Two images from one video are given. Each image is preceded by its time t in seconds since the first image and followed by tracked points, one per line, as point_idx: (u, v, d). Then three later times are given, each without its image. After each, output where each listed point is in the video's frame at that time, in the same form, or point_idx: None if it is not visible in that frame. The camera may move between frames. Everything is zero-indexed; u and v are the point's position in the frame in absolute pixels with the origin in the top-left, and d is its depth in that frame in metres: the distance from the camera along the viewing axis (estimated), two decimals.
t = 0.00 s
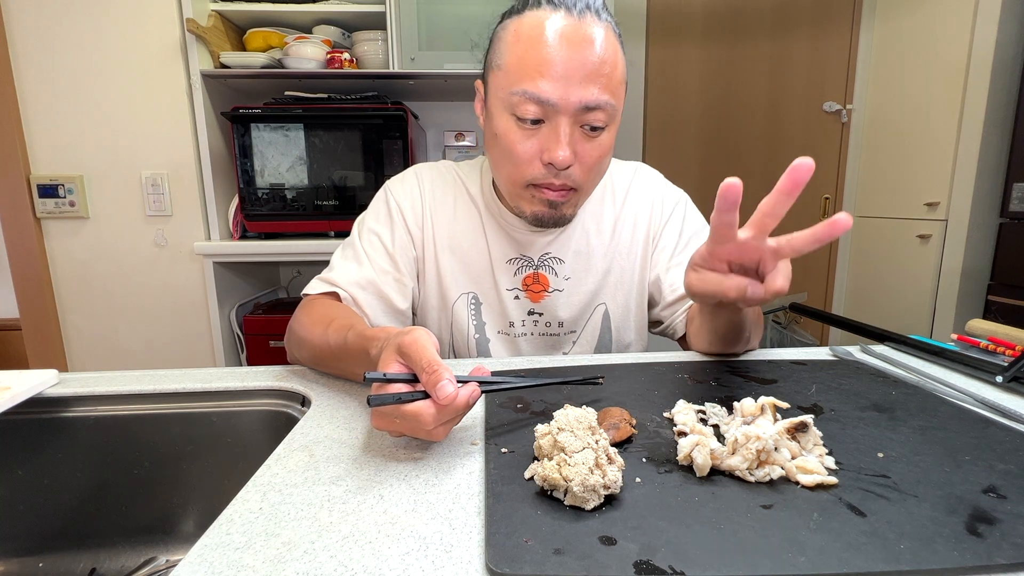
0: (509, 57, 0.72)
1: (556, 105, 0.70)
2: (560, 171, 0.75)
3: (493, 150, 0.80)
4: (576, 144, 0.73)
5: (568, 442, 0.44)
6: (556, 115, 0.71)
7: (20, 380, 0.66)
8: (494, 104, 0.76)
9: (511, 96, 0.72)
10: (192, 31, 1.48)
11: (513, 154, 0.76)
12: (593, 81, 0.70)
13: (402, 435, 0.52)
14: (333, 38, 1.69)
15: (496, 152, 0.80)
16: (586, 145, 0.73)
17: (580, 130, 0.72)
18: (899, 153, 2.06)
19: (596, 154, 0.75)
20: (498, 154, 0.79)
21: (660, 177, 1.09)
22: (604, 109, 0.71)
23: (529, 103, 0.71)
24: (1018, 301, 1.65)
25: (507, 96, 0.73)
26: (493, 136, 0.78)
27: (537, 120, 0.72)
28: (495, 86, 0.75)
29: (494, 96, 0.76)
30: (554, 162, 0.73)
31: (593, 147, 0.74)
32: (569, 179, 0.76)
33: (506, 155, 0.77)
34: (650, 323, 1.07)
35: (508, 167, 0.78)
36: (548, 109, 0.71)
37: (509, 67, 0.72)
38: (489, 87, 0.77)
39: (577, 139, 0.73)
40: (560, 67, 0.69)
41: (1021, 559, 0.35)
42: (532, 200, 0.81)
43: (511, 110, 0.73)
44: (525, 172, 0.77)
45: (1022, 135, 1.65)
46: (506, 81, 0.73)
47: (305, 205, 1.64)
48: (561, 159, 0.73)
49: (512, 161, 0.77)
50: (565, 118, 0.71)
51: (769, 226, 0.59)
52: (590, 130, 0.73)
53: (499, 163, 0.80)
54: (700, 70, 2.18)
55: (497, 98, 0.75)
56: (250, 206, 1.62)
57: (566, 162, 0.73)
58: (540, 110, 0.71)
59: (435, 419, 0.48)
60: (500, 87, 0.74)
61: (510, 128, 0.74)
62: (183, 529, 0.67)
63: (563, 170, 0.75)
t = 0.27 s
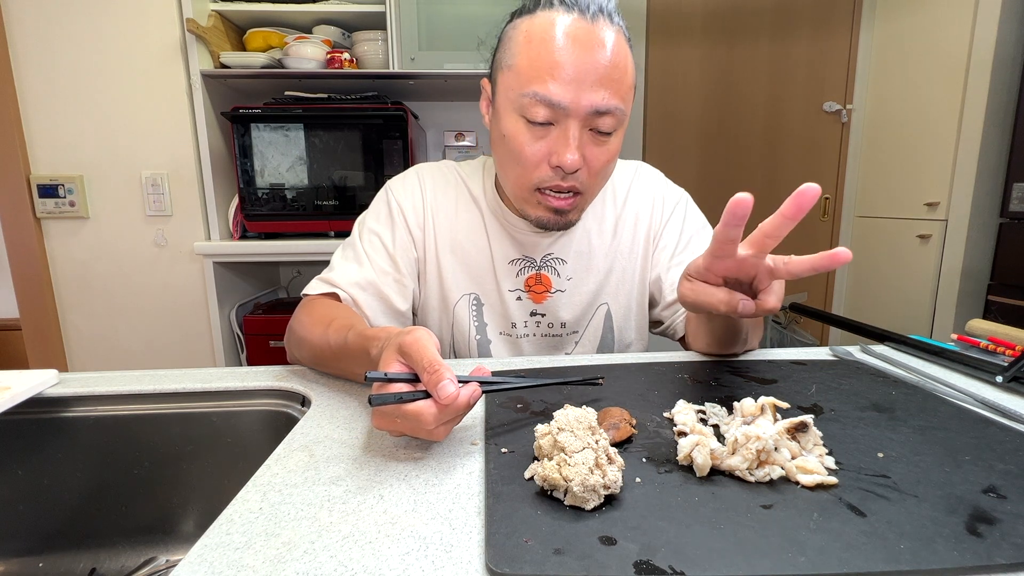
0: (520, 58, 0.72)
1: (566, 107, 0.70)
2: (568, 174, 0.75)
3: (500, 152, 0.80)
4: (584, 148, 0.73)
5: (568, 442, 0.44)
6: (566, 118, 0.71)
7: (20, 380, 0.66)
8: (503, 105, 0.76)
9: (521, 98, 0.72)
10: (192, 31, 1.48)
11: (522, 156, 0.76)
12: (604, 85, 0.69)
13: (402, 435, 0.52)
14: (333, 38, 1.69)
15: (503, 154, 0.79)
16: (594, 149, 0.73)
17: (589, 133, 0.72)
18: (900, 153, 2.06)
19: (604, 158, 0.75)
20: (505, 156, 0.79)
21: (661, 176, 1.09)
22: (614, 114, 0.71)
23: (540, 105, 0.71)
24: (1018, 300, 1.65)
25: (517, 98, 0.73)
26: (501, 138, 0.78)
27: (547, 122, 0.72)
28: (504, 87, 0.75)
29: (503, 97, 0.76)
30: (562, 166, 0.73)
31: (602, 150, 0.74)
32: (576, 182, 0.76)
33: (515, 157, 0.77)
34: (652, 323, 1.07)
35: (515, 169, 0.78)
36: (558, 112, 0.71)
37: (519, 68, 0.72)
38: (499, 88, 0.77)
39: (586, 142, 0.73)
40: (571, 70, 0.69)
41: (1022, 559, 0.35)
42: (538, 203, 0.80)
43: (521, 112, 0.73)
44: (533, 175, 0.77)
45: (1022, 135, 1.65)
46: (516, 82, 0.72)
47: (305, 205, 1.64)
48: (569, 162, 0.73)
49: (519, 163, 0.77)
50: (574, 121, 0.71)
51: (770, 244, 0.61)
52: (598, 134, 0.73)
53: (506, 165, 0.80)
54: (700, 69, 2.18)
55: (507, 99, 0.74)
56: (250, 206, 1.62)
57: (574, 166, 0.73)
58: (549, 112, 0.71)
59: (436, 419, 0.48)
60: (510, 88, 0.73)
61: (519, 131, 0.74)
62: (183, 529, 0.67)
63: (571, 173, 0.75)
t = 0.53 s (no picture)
0: (525, 56, 0.72)
1: (569, 106, 0.70)
2: (570, 174, 0.75)
3: (503, 150, 0.80)
4: (586, 147, 0.73)
5: (568, 442, 0.44)
6: (569, 117, 0.71)
7: (20, 381, 0.66)
8: (506, 103, 0.76)
9: (524, 96, 0.72)
10: (193, 31, 1.48)
11: (523, 155, 0.76)
12: (608, 84, 0.70)
13: (402, 435, 0.52)
14: (333, 38, 1.69)
15: (506, 152, 0.80)
16: (597, 149, 0.73)
17: (592, 133, 0.72)
18: (899, 153, 2.06)
19: (607, 159, 0.75)
20: (508, 155, 0.79)
21: (663, 176, 1.09)
22: (617, 114, 0.71)
23: (543, 104, 0.71)
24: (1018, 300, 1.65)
25: (520, 96, 0.73)
26: (504, 136, 0.78)
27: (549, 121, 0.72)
28: (508, 85, 0.75)
29: (507, 95, 0.76)
30: (564, 165, 0.73)
31: (605, 151, 0.74)
32: (578, 183, 0.76)
33: (517, 156, 0.77)
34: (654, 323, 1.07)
35: (516, 168, 0.78)
36: (561, 110, 0.71)
37: (523, 66, 0.72)
38: (503, 86, 0.77)
39: (589, 142, 0.73)
40: (575, 69, 0.69)
41: (1022, 559, 0.35)
42: (539, 203, 0.80)
43: (524, 110, 0.73)
44: (534, 175, 0.77)
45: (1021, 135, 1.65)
46: (520, 81, 0.73)
47: (305, 205, 1.64)
48: (571, 162, 0.73)
49: (521, 162, 0.77)
50: (577, 120, 0.71)
51: (776, 252, 0.61)
52: (601, 134, 0.73)
53: (508, 164, 0.80)
54: (700, 69, 2.18)
55: (510, 98, 0.75)
56: (250, 206, 1.62)
57: (576, 166, 0.73)
58: (552, 110, 0.71)
59: (436, 419, 0.48)
60: (514, 87, 0.74)
61: (521, 129, 0.74)
62: (183, 529, 0.67)
63: (572, 173, 0.74)
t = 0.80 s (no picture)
0: (522, 55, 0.72)
1: (565, 107, 0.70)
2: (565, 175, 0.75)
3: (499, 150, 0.80)
4: (583, 148, 0.73)
5: (568, 442, 0.44)
6: (565, 117, 0.71)
7: (20, 380, 0.66)
8: (503, 103, 0.76)
9: (520, 96, 0.72)
10: (193, 31, 1.48)
11: (518, 155, 0.76)
12: (605, 85, 0.69)
13: (402, 435, 0.52)
14: (333, 38, 1.69)
15: (502, 152, 0.80)
16: (593, 150, 0.73)
17: (588, 133, 0.72)
18: (899, 154, 2.06)
19: (603, 160, 0.75)
20: (504, 154, 0.79)
21: (663, 176, 1.08)
22: (613, 115, 0.71)
23: (538, 103, 0.71)
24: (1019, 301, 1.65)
25: (516, 96, 0.73)
26: (501, 135, 0.78)
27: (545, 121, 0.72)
28: (505, 84, 0.75)
29: (503, 96, 0.76)
30: (560, 166, 0.73)
31: (601, 152, 0.74)
32: (574, 184, 0.76)
33: (512, 156, 0.77)
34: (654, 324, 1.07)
35: (512, 168, 0.78)
36: (557, 110, 0.71)
37: (520, 66, 0.72)
38: (501, 85, 0.77)
39: (585, 143, 0.73)
40: (571, 69, 0.69)
41: (1022, 559, 0.35)
42: (534, 204, 0.80)
43: (520, 110, 0.73)
44: (530, 175, 0.77)
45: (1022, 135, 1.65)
46: (516, 80, 0.73)
47: (305, 205, 1.64)
48: (566, 162, 0.72)
49: (516, 162, 0.77)
50: (573, 120, 0.71)
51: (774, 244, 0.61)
52: (597, 135, 0.73)
53: (504, 164, 0.80)
54: (700, 69, 2.18)
55: (507, 97, 0.75)
56: (250, 206, 1.62)
57: (572, 166, 0.73)
58: (548, 110, 0.71)
59: (436, 419, 0.48)
60: (510, 86, 0.74)
61: (517, 129, 0.74)
62: (183, 529, 0.67)
63: (568, 174, 0.74)
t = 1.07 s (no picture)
0: (523, 62, 0.71)
1: (568, 113, 0.70)
2: (570, 179, 0.75)
3: (501, 155, 0.80)
4: (586, 152, 0.73)
5: (568, 442, 0.44)
6: (568, 123, 0.71)
7: (20, 380, 0.66)
8: (504, 109, 0.76)
9: (522, 103, 0.72)
10: (192, 31, 1.48)
11: (523, 161, 0.76)
12: (608, 89, 0.69)
13: (402, 435, 0.52)
14: (333, 38, 1.69)
15: (505, 158, 0.79)
16: (597, 153, 0.73)
17: (591, 137, 0.72)
18: (899, 154, 2.07)
19: (606, 162, 0.75)
20: (507, 160, 0.79)
21: (664, 177, 1.08)
22: (616, 119, 0.71)
23: (541, 111, 0.71)
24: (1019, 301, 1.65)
25: (518, 102, 0.72)
26: (503, 141, 0.78)
27: (548, 127, 0.72)
28: (506, 91, 0.75)
29: (505, 102, 0.75)
30: (564, 171, 0.73)
31: (604, 155, 0.74)
32: (578, 187, 0.77)
33: (516, 162, 0.77)
34: (654, 325, 1.07)
35: (517, 174, 0.78)
36: (560, 117, 0.70)
37: (521, 73, 0.71)
38: (501, 91, 0.76)
39: (589, 147, 0.73)
40: (573, 75, 0.68)
41: (1022, 559, 0.35)
42: (539, 207, 0.81)
43: (522, 117, 0.73)
44: (534, 180, 0.77)
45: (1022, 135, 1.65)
46: (518, 87, 0.72)
47: (305, 205, 1.64)
48: (571, 168, 0.73)
49: (521, 168, 0.77)
50: (576, 126, 0.71)
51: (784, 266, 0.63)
52: (600, 139, 0.73)
53: (507, 170, 0.80)
54: (700, 69, 2.18)
55: (508, 103, 0.74)
56: (250, 206, 1.62)
57: (576, 171, 0.73)
58: (551, 117, 0.71)
59: (436, 419, 0.48)
60: (512, 93, 0.73)
61: (520, 135, 0.74)
62: (183, 529, 0.67)
63: (572, 178, 0.75)
